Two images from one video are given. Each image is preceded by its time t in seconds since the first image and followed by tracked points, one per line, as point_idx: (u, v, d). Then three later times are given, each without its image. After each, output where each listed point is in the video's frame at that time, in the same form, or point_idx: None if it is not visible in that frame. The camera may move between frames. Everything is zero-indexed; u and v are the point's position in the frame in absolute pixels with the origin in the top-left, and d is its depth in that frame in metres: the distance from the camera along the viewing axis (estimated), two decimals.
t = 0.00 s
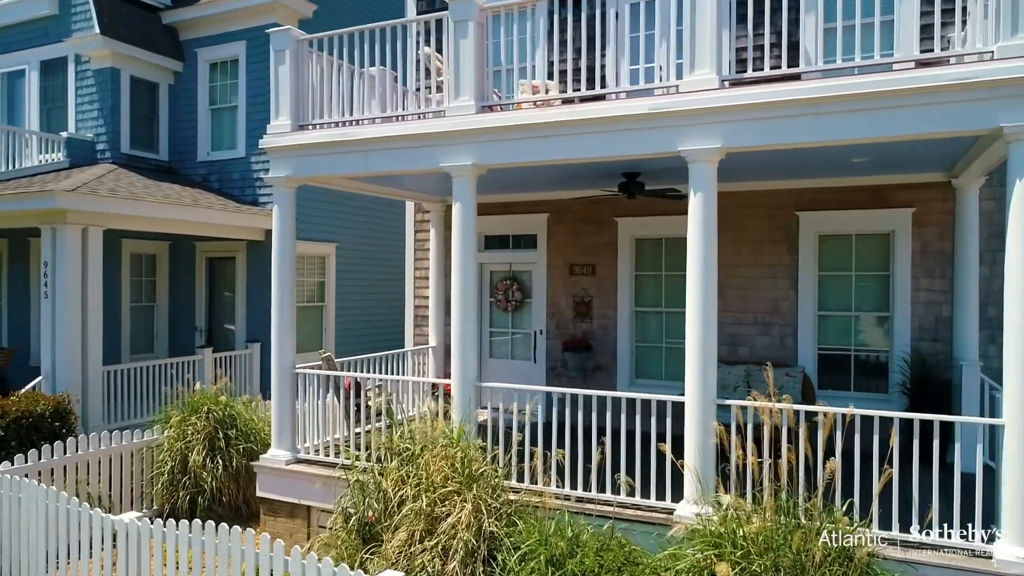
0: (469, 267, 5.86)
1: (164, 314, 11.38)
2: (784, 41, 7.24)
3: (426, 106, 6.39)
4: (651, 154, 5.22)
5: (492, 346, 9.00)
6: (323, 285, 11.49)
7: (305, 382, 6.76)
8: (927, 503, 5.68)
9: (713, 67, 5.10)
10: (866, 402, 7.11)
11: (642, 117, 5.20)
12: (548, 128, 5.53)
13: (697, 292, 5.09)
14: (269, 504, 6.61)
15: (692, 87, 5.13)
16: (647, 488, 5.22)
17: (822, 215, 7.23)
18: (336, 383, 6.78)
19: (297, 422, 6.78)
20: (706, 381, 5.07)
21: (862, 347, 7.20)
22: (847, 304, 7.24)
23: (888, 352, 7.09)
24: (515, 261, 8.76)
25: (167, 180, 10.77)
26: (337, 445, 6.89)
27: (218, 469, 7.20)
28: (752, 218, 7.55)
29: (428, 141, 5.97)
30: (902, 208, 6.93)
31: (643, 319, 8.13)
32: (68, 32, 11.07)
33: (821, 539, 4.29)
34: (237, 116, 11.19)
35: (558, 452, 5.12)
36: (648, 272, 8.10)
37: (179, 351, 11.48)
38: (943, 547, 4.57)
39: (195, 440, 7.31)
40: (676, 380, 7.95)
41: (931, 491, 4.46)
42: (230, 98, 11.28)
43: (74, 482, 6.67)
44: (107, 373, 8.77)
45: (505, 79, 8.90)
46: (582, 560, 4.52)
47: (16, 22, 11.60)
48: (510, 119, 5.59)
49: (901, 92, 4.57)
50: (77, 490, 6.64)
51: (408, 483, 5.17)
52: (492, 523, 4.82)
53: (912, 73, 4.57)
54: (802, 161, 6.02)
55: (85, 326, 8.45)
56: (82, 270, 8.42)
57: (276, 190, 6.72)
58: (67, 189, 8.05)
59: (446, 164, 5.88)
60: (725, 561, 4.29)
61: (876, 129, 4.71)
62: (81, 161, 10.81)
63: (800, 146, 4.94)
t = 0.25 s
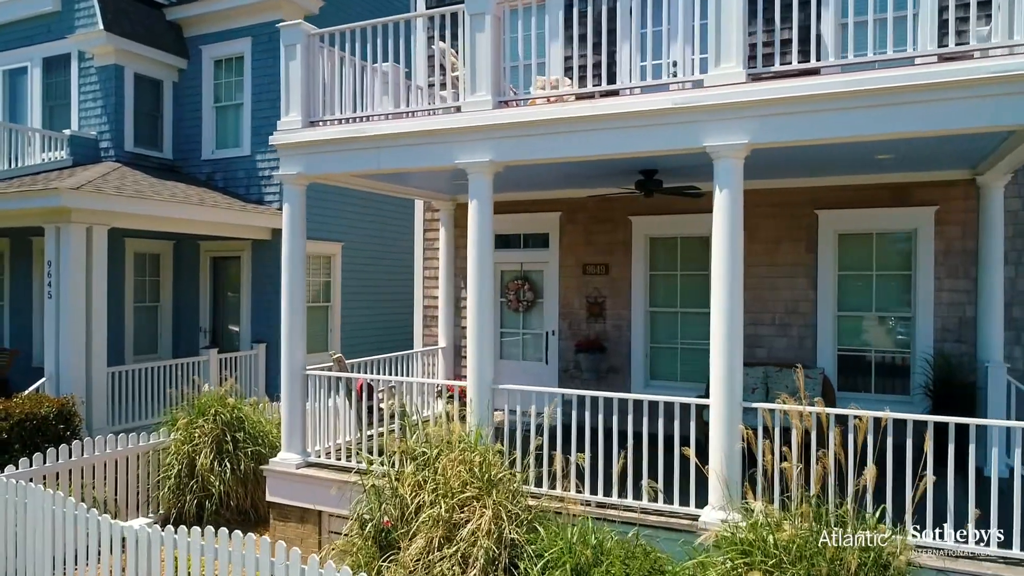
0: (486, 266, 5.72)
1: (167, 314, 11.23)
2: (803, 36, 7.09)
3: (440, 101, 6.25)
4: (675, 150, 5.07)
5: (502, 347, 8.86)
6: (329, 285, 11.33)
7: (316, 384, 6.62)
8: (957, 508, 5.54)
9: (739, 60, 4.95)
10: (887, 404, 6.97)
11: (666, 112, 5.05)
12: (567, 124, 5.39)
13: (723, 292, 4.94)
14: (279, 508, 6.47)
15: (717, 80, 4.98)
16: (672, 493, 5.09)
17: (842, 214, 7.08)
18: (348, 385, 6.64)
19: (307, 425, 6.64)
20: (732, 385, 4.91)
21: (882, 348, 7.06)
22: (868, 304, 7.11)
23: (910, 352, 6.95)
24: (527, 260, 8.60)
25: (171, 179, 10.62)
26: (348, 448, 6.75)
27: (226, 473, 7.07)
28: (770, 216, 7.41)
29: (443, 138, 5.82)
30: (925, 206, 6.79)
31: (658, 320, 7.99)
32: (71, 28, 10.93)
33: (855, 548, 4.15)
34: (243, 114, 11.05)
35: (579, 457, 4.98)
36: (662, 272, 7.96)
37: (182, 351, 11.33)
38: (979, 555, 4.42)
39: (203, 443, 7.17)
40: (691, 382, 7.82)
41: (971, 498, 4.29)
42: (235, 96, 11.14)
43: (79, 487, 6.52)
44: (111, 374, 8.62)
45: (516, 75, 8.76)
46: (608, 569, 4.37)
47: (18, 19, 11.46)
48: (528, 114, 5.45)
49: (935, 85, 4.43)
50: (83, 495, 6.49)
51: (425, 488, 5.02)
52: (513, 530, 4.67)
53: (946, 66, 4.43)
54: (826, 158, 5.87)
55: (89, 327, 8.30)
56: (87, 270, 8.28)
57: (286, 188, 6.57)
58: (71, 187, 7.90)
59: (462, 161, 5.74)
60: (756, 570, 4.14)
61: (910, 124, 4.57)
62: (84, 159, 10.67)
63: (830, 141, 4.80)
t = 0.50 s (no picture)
0: (502, 265, 5.57)
1: (171, 314, 11.09)
2: (823, 31, 6.94)
3: (453, 97, 6.10)
4: (699, 146, 4.91)
5: (513, 348, 8.71)
6: (335, 285, 11.20)
7: (326, 386, 6.48)
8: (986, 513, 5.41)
9: (766, 53, 4.80)
10: (909, 406, 6.83)
11: (690, 107, 4.90)
12: (586, 119, 5.24)
13: (749, 292, 4.79)
14: (288, 513, 6.33)
15: (743, 74, 4.83)
16: (697, 499, 4.94)
17: (862, 212, 6.94)
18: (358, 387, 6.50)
19: (318, 428, 6.49)
20: (759, 388, 4.77)
21: (904, 349, 6.92)
22: (889, 304, 6.96)
23: (932, 353, 6.81)
24: (538, 259, 8.46)
25: (175, 177, 10.48)
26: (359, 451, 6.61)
27: (234, 477, 6.92)
28: (788, 215, 7.26)
29: (458, 134, 5.68)
30: (948, 204, 6.64)
31: (673, 320, 7.84)
32: (74, 25, 10.80)
33: (891, 558, 4.01)
34: (248, 111, 10.91)
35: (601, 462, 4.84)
36: (677, 271, 7.81)
37: (187, 352, 11.19)
38: (1017, 564, 4.28)
39: (210, 446, 7.02)
40: (707, 384, 7.67)
41: (1009, 505, 4.15)
42: (239, 93, 11.00)
43: (84, 492, 6.37)
44: (115, 375, 8.47)
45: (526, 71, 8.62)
46: None
47: (20, 15, 11.31)
48: (546, 110, 5.30)
49: (972, 78, 4.27)
50: (88, 500, 6.33)
51: (442, 494, 4.87)
52: (534, 538, 4.53)
53: (984, 58, 4.28)
54: (851, 155, 5.72)
55: (94, 327, 8.15)
56: (91, 270, 8.13)
57: (296, 186, 6.44)
58: (75, 185, 7.76)
59: (478, 157, 5.60)
60: None
61: (944, 119, 4.41)
62: (87, 157, 10.53)
63: (860, 136, 4.64)
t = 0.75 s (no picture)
0: (519, 264, 5.42)
1: (174, 315, 10.95)
2: (842, 26, 6.80)
3: (467, 92, 5.96)
4: (723, 142, 4.76)
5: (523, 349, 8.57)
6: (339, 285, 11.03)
7: (337, 388, 6.34)
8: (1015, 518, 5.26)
9: (793, 45, 4.64)
10: (930, 408, 6.70)
11: (714, 101, 4.74)
12: (605, 114, 5.08)
13: (776, 291, 4.64)
14: (297, 518, 6.20)
15: (769, 67, 4.68)
16: (721, 505, 4.80)
17: (882, 210, 6.80)
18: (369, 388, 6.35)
19: (327, 430, 6.35)
20: (786, 391, 4.62)
21: (925, 349, 6.79)
22: (909, 303, 6.83)
23: (953, 353, 6.68)
24: (549, 258, 8.32)
25: (179, 175, 10.34)
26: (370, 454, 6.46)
27: (241, 480, 6.78)
28: (806, 213, 7.12)
29: (473, 130, 5.53)
30: (970, 201, 6.50)
31: (687, 320, 7.70)
32: (76, 21, 10.66)
33: (928, 567, 3.86)
34: (252, 108, 10.77)
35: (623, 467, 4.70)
36: (692, 270, 7.68)
37: (190, 352, 11.05)
38: None
39: (217, 449, 6.87)
40: (722, 385, 7.54)
41: None
42: (244, 90, 10.85)
43: (88, 496, 6.22)
44: (119, 376, 8.33)
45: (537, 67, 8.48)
46: None
47: (22, 12, 11.18)
48: (564, 104, 5.15)
49: (1010, 70, 4.12)
50: (92, 504, 6.19)
51: (459, 499, 4.73)
52: (555, 545, 4.38)
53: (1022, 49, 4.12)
54: (875, 151, 5.58)
55: (97, 328, 8.01)
56: (94, 269, 7.99)
57: (306, 183, 6.30)
58: (78, 183, 7.62)
59: (493, 153, 5.46)
60: None
61: (980, 112, 4.26)
62: (90, 155, 10.39)
63: (892, 131, 4.48)
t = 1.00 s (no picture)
0: (535, 263, 5.29)
1: (177, 315, 10.80)
2: (860, 21, 6.67)
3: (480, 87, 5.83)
4: (747, 137, 4.62)
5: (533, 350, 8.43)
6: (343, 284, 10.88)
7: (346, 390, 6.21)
8: None
9: (820, 38, 4.49)
10: (950, 410, 6.57)
11: (738, 95, 4.60)
12: (624, 109, 4.95)
13: (802, 290, 4.50)
14: (306, 523, 6.06)
15: (795, 61, 4.54)
16: (745, 510, 4.67)
17: (901, 208, 6.67)
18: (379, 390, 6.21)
19: (337, 433, 6.21)
20: (812, 394, 4.47)
21: (944, 350, 6.66)
22: (929, 303, 6.70)
23: (974, 354, 6.55)
24: (560, 257, 8.18)
25: (181, 174, 10.20)
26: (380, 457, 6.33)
27: (247, 484, 6.63)
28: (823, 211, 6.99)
29: (488, 126, 5.40)
30: (992, 199, 6.38)
31: (701, 320, 7.57)
32: (77, 17, 10.51)
33: None
34: (257, 106, 10.64)
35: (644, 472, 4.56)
36: (706, 270, 7.55)
37: (192, 353, 10.90)
38: None
39: (223, 452, 6.73)
40: (737, 387, 7.40)
41: None
42: (247, 88, 10.72)
43: (91, 501, 6.07)
44: (122, 378, 8.19)
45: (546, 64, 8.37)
46: None
47: (22, 8, 11.03)
48: (582, 99, 5.02)
49: None
50: (95, 509, 6.04)
51: (476, 505, 4.58)
52: (576, 553, 4.24)
53: None
54: (899, 148, 5.45)
55: (99, 328, 7.86)
56: (97, 269, 7.85)
57: (315, 181, 6.16)
58: (81, 181, 7.47)
59: (508, 150, 5.33)
60: None
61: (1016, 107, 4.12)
62: (91, 153, 10.24)
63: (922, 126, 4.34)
